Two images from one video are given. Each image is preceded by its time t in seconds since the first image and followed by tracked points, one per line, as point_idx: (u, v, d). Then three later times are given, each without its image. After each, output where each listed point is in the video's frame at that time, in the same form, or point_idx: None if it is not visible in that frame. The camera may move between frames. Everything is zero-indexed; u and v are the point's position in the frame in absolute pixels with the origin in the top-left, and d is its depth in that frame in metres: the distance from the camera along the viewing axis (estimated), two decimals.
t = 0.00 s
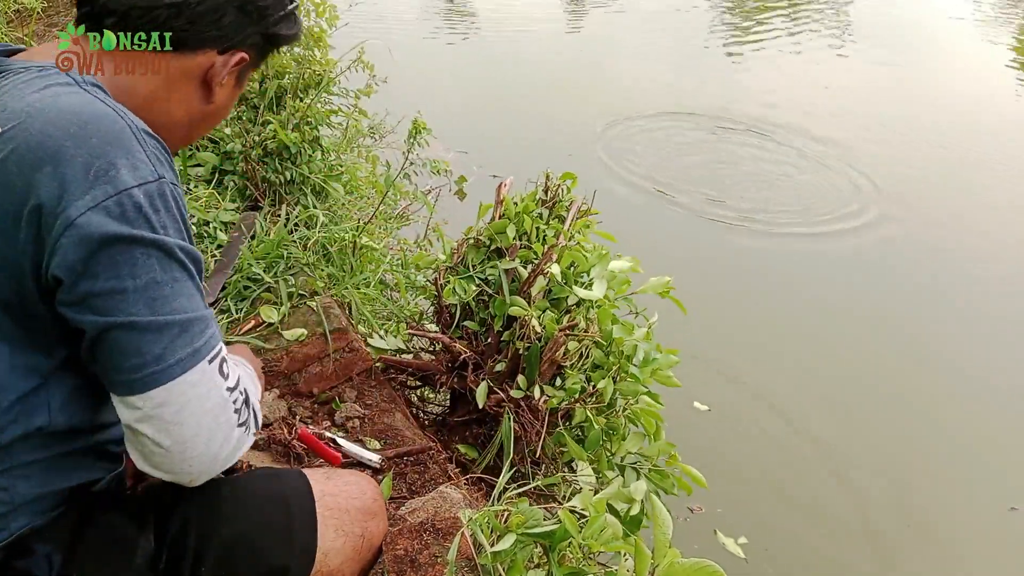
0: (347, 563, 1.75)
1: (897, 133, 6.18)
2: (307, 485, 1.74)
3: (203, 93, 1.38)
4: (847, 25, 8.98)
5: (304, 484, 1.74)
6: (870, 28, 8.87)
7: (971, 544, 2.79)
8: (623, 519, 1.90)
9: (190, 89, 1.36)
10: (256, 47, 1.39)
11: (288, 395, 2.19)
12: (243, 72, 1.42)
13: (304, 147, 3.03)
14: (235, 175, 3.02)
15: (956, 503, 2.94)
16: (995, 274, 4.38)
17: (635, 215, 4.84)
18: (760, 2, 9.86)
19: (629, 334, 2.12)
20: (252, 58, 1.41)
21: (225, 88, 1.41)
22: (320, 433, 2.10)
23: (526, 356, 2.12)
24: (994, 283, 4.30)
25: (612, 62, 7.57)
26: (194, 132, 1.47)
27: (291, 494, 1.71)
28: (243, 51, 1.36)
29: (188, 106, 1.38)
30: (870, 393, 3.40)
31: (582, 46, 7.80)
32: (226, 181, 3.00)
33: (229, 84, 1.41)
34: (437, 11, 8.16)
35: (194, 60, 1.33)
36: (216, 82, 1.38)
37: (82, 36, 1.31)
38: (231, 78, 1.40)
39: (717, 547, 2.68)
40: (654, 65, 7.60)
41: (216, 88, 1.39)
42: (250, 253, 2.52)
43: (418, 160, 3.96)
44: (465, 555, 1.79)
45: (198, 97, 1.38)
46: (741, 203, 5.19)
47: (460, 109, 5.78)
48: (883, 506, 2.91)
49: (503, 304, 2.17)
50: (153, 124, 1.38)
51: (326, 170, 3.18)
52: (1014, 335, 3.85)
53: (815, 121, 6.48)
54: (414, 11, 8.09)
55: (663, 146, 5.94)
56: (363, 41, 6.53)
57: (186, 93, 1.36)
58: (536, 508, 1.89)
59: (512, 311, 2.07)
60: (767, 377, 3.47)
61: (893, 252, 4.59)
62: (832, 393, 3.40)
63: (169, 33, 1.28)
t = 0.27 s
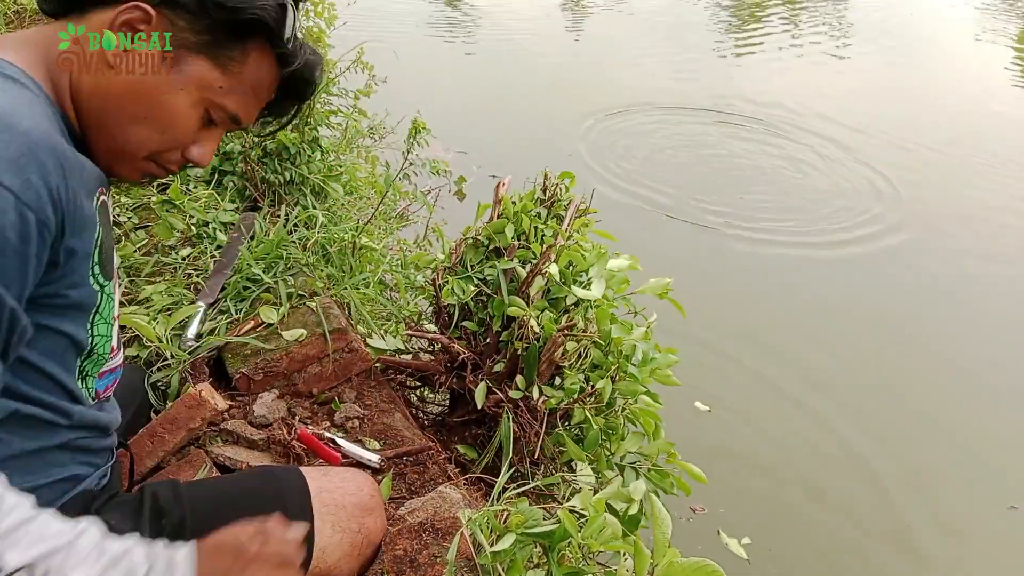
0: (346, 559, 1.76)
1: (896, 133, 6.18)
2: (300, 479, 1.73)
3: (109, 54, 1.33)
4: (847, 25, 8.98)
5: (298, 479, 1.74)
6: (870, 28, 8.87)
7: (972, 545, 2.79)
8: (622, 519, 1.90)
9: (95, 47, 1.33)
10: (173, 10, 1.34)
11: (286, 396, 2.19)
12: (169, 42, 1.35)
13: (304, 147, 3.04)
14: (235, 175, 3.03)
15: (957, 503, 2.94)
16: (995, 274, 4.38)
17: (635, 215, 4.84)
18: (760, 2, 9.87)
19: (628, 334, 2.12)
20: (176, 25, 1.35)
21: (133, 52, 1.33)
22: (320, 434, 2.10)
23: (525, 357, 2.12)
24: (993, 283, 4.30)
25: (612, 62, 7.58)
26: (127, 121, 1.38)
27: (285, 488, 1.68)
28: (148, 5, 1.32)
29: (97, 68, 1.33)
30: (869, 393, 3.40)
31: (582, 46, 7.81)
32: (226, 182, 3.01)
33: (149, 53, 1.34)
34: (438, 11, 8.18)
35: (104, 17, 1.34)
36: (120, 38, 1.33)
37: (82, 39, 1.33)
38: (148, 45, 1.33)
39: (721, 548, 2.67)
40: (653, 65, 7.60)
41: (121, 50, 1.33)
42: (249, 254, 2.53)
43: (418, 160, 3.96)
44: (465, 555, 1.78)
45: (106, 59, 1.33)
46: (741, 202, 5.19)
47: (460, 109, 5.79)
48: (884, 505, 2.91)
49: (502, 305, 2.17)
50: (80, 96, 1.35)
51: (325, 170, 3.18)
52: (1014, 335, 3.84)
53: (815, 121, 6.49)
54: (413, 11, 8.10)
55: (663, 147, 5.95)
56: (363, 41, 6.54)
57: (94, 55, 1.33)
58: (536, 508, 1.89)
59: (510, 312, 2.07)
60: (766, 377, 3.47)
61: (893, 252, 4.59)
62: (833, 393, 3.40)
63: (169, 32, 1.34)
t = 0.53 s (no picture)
0: (325, 538, 1.69)
1: (896, 133, 6.19)
2: (269, 461, 1.70)
3: (38, 107, 1.19)
4: (847, 25, 8.99)
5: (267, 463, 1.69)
6: (869, 28, 8.88)
7: (973, 545, 2.78)
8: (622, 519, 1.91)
9: (26, 95, 1.21)
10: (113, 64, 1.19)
11: (287, 395, 2.20)
12: (106, 100, 1.21)
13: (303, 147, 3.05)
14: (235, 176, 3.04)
15: (957, 503, 2.93)
16: (994, 273, 4.38)
17: (635, 215, 4.85)
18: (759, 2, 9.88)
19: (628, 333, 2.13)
20: (117, 83, 1.20)
21: (64, 108, 1.20)
22: (320, 433, 2.10)
23: (524, 356, 2.12)
24: (994, 283, 4.29)
25: (612, 63, 7.59)
26: (62, 181, 1.26)
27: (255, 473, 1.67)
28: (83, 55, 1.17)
29: (28, 122, 1.21)
30: (869, 393, 3.40)
31: (582, 47, 7.82)
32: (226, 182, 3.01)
33: (87, 110, 1.21)
34: (439, 12, 8.19)
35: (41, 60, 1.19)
36: (55, 93, 1.19)
37: (77, 36, 1.18)
38: (84, 102, 1.20)
39: (725, 549, 2.66)
40: (653, 65, 7.61)
41: (50, 105, 1.19)
42: (249, 254, 2.54)
43: (418, 160, 3.97)
44: (465, 554, 1.77)
45: (36, 113, 1.20)
46: (740, 200, 5.19)
47: (459, 109, 5.80)
48: (885, 504, 2.91)
49: (502, 305, 2.17)
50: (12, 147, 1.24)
51: (325, 171, 3.19)
52: (1014, 334, 3.84)
53: (814, 121, 6.49)
54: (412, 11, 8.11)
55: (662, 147, 5.96)
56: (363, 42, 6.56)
57: (27, 106, 1.21)
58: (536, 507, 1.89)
59: (509, 311, 2.08)
60: (766, 377, 3.47)
61: (892, 251, 4.59)
62: (832, 393, 3.40)
63: (171, 32, 1.20)
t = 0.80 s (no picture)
0: (201, 535, 1.38)
1: (897, 132, 6.19)
2: (130, 442, 1.39)
3: (57, 123, 1.21)
4: (848, 24, 8.98)
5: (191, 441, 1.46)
6: (871, 28, 8.87)
7: (975, 546, 2.77)
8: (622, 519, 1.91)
9: (39, 110, 1.20)
10: (134, 83, 1.23)
11: (288, 395, 2.19)
12: (126, 113, 1.25)
13: (304, 148, 3.05)
14: (236, 175, 3.04)
15: (959, 503, 2.92)
16: (995, 273, 4.38)
17: (636, 215, 4.84)
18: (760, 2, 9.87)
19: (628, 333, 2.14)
20: (137, 97, 1.24)
21: (85, 123, 1.22)
22: (321, 433, 2.10)
23: (525, 357, 2.12)
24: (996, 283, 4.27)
25: (613, 63, 7.59)
26: (76, 182, 1.30)
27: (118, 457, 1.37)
28: (109, 77, 1.20)
29: (42, 132, 1.22)
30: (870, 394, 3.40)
31: (582, 47, 7.82)
32: (227, 182, 3.01)
33: (108, 121, 1.24)
34: (440, 12, 8.19)
35: (52, 75, 1.19)
36: (75, 108, 1.20)
37: (77, 35, 1.18)
38: (105, 116, 1.23)
39: (728, 550, 2.66)
40: (654, 65, 7.61)
41: (70, 121, 1.21)
42: (250, 254, 2.54)
43: (419, 160, 3.96)
44: (465, 555, 1.78)
45: (53, 127, 1.21)
46: (741, 200, 5.18)
47: (460, 109, 5.80)
48: (886, 504, 2.90)
49: (502, 305, 2.17)
50: (20, 153, 1.24)
51: (326, 171, 3.19)
52: (1015, 334, 3.84)
53: (815, 121, 6.49)
54: (413, 12, 8.11)
55: (663, 147, 5.96)
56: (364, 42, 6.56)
57: (41, 119, 1.21)
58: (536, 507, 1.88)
59: (510, 311, 2.08)
60: (767, 378, 3.46)
61: (894, 251, 4.58)
62: (832, 393, 3.40)
63: (171, 33, 1.23)
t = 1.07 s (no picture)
0: (121, 540, 1.26)
1: (896, 132, 6.19)
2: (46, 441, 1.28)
3: (41, 145, 1.20)
4: (847, 24, 9.00)
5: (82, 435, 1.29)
6: (870, 28, 8.89)
7: (976, 547, 2.77)
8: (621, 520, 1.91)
9: (19, 133, 1.19)
10: (119, 103, 1.22)
11: (288, 396, 2.19)
12: (110, 132, 1.24)
13: (304, 148, 3.04)
14: (235, 176, 3.04)
15: (960, 504, 2.92)
16: (995, 273, 4.38)
17: (636, 215, 4.84)
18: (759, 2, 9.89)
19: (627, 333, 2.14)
20: (122, 118, 1.24)
21: (69, 144, 1.22)
22: (320, 433, 2.10)
23: (525, 357, 2.13)
24: (996, 284, 4.28)
25: (612, 63, 7.59)
26: (59, 199, 1.30)
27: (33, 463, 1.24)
28: (93, 99, 1.19)
29: (23, 154, 1.21)
30: (869, 394, 3.40)
31: (582, 48, 7.83)
32: (226, 182, 3.01)
33: (92, 142, 1.23)
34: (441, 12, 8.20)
35: (31, 97, 1.17)
36: (57, 130, 1.20)
37: (77, 35, 1.16)
38: (88, 137, 1.23)
39: (730, 551, 2.65)
40: (653, 65, 7.61)
41: (54, 142, 1.20)
42: (250, 254, 2.54)
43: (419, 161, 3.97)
44: (465, 555, 1.78)
45: (36, 148, 1.20)
46: (741, 200, 5.18)
47: (459, 110, 5.80)
48: (886, 503, 2.90)
49: (501, 305, 2.17)
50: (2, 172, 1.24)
51: (327, 171, 3.18)
52: (1015, 334, 3.84)
53: (814, 121, 6.50)
54: (413, 12, 8.12)
55: (663, 146, 5.96)
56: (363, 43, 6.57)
57: (23, 143, 1.20)
58: (536, 507, 1.88)
59: (509, 312, 2.08)
60: (767, 379, 3.46)
61: (893, 251, 4.59)
62: (831, 394, 3.40)
63: (170, 32, 1.22)
